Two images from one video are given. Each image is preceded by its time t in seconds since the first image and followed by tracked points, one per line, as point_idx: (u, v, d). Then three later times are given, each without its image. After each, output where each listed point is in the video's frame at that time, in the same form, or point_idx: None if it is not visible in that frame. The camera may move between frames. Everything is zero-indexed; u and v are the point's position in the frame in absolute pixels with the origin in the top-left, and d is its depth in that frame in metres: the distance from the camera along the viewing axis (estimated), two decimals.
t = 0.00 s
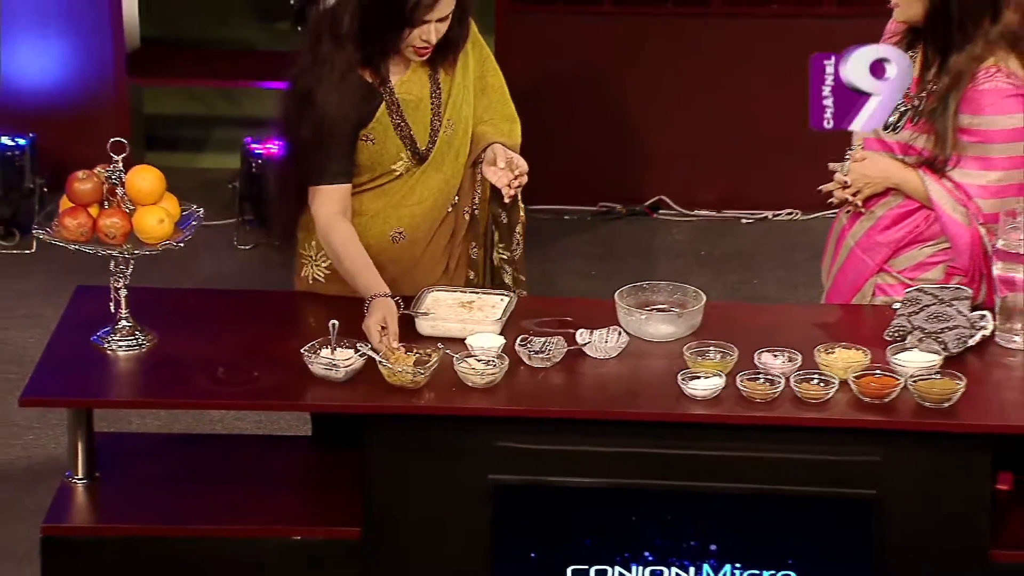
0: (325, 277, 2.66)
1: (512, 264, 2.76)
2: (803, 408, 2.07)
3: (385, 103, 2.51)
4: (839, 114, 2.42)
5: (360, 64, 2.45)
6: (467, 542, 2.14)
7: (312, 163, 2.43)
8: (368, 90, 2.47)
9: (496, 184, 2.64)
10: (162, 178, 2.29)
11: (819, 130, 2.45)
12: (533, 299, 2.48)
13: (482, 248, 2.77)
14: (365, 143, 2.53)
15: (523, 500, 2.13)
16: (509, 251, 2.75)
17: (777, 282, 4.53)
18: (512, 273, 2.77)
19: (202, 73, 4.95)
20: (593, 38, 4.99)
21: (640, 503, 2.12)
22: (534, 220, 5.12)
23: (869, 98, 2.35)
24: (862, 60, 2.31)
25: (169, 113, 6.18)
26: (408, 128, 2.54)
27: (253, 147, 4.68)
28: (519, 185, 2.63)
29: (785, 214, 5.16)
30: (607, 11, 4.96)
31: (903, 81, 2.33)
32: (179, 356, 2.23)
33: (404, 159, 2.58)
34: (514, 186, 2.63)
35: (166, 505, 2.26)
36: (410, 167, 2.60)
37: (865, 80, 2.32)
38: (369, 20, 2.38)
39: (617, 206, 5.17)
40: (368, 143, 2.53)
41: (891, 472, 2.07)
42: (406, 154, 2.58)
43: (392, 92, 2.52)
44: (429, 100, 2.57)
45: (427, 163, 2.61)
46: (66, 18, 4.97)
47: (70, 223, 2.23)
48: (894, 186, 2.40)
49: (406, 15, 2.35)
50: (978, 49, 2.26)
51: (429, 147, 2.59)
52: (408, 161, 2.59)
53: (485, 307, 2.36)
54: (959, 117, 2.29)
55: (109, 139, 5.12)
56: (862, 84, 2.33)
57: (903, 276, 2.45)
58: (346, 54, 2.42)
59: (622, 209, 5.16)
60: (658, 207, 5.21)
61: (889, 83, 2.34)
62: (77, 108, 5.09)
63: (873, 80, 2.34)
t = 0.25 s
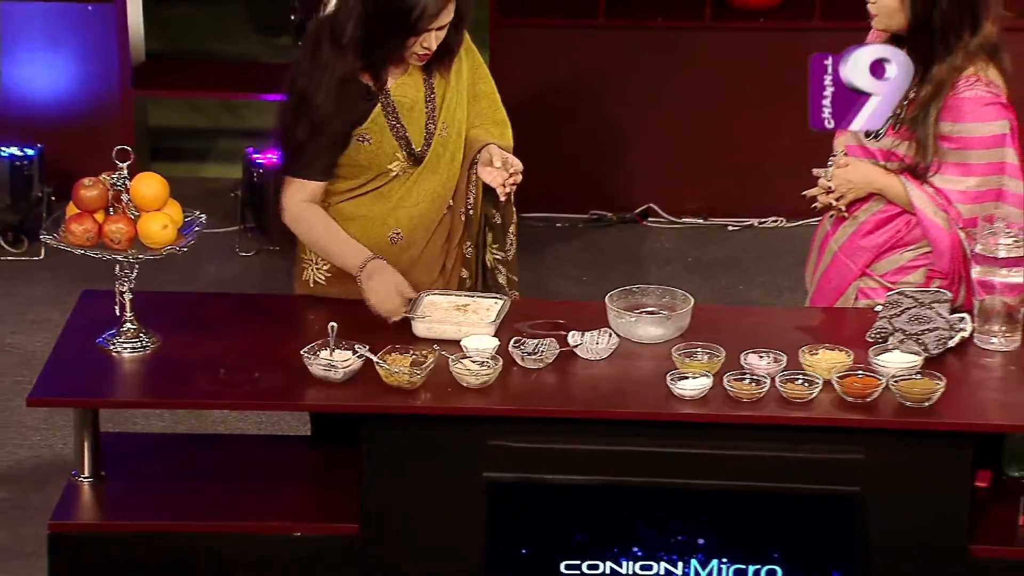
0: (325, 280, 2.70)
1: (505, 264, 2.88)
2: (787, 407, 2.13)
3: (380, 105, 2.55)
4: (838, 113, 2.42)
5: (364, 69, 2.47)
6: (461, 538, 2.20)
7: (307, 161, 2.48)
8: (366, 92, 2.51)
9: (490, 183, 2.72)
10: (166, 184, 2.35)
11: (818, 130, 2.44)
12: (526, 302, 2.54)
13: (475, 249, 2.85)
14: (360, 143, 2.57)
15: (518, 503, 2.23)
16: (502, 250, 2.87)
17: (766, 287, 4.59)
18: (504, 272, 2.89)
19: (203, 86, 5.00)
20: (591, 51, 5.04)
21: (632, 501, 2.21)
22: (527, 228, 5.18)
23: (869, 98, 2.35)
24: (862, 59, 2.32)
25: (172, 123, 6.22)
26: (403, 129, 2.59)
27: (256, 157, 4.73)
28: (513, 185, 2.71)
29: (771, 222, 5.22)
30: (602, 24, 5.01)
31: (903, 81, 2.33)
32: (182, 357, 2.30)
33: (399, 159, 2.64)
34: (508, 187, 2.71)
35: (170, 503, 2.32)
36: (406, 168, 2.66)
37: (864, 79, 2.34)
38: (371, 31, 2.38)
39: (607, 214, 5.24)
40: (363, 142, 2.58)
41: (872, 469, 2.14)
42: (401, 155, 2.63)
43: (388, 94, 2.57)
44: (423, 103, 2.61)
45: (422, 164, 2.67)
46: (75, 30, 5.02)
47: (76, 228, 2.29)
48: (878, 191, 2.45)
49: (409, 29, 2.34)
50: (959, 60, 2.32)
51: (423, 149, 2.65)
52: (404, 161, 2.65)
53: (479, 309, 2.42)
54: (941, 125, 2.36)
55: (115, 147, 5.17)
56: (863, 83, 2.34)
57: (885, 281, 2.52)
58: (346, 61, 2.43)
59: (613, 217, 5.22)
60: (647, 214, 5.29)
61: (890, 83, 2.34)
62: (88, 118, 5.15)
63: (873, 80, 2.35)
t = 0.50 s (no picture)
0: (324, 284, 2.79)
1: (492, 267, 2.90)
2: (774, 409, 2.18)
3: (375, 109, 2.61)
4: (838, 113, 2.38)
5: (360, 75, 2.53)
6: (457, 539, 2.27)
7: (303, 164, 2.55)
8: (361, 96, 2.57)
9: (482, 184, 2.79)
10: (169, 193, 2.42)
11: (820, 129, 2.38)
12: (520, 308, 2.60)
13: (466, 252, 2.89)
14: (355, 146, 2.63)
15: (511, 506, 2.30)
16: (492, 253, 2.89)
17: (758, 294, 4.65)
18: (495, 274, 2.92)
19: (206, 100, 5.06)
20: (589, 62, 5.09)
21: (624, 502, 2.28)
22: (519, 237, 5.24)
23: (871, 99, 2.37)
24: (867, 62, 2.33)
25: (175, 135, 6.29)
26: (396, 132, 2.65)
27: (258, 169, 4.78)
28: (503, 184, 2.78)
29: (756, 232, 5.29)
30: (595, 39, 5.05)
31: (902, 81, 2.38)
32: (185, 362, 2.36)
33: (393, 161, 2.70)
34: (498, 186, 2.78)
35: (174, 503, 2.39)
36: (400, 169, 2.72)
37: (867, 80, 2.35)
38: (367, 38, 2.45)
39: (597, 223, 5.29)
40: (358, 145, 2.63)
41: (856, 470, 2.20)
42: (394, 156, 2.69)
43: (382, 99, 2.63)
44: (415, 108, 2.67)
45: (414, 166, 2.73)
46: (83, 46, 5.08)
47: (82, 236, 2.36)
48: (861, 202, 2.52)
49: (403, 34, 2.41)
50: (939, 73, 2.39)
51: (416, 151, 2.71)
52: (397, 163, 2.71)
53: (473, 317, 2.48)
54: (924, 136, 2.43)
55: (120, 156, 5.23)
56: (867, 85, 2.35)
57: (869, 287, 2.58)
58: (342, 67, 2.51)
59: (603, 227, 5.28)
60: (636, 225, 5.32)
61: (889, 83, 2.37)
62: (95, 132, 5.21)
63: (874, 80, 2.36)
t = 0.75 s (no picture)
0: (327, 289, 2.86)
1: (481, 268, 2.93)
2: (761, 411, 2.26)
3: (374, 115, 2.66)
4: (837, 114, 2.39)
5: (358, 80, 2.59)
6: (453, 539, 2.34)
7: (303, 168, 2.61)
8: (361, 103, 2.63)
9: (476, 188, 2.85)
10: (174, 202, 2.49)
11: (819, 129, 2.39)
12: (515, 313, 2.68)
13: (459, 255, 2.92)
14: (356, 151, 2.68)
15: (506, 505, 2.39)
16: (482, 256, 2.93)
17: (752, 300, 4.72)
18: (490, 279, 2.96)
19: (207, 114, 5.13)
20: (581, 77, 5.16)
21: (617, 502, 2.37)
22: (514, 246, 5.31)
23: (871, 99, 2.38)
24: (865, 61, 2.34)
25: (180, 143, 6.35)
26: (395, 137, 2.71)
27: (258, 180, 4.90)
28: (497, 187, 2.84)
29: (743, 241, 5.36)
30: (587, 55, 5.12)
31: (902, 81, 2.39)
32: (189, 365, 2.43)
33: (392, 165, 2.76)
34: (493, 189, 2.84)
35: (179, 503, 2.46)
36: (400, 174, 2.78)
37: (866, 80, 2.36)
38: (368, 44, 2.49)
39: (590, 232, 5.36)
40: (358, 150, 2.69)
41: (841, 471, 2.27)
42: (393, 160, 2.75)
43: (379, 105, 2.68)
44: (412, 114, 2.74)
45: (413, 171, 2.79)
46: (91, 66, 5.15)
47: (90, 243, 2.44)
48: (843, 210, 2.59)
49: (403, 42, 2.45)
50: (918, 86, 2.48)
51: (414, 155, 2.77)
52: (397, 167, 2.77)
53: (468, 321, 2.56)
54: (905, 147, 2.50)
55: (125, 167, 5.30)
56: (867, 85, 2.36)
57: (852, 293, 2.66)
58: (342, 73, 2.55)
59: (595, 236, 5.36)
60: (628, 234, 5.40)
61: (888, 83, 2.38)
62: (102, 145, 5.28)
63: (873, 80, 2.37)
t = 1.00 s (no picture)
0: (331, 297, 2.94)
1: (475, 273, 3.01)
2: (747, 414, 2.34)
3: (374, 125, 2.72)
4: (836, 114, 2.49)
5: (358, 92, 2.64)
6: (450, 537, 2.42)
7: (305, 179, 2.67)
8: (362, 115, 2.68)
9: (473, 195, 2.92)
10: (180, 213, 2.58)
11: (819, 129, 2.48)
12: (509, 320, 2.76)
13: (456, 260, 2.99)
14: (357, 160, 2.74)
15: (499, 505, 2.46)
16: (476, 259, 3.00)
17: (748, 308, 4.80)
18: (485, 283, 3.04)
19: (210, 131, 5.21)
20: (577, 93, 5.21)
21: (610, 504, 2.44)
22: (508, 257, 5.38)
23: (870, 98, 2.47)
24: (864, 60, 2.44)
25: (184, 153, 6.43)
26: (395, 147, 2.77)
27: (263, 195, 4.96)
28: (494, 193, 2.92)
29: (729, 253, 5.43)
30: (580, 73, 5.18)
31: (901, 81, 2.48)
32: (195, 370, 2.52)
33: (393, 174, 2.81)
34: (490, 195, 2.92)
35: (186, 503, 2.54)
36: (400, 182, 2.83)
37: (866, 79, 2.45)
38: (368, 57, 2.56)
39: (581, 244, 5.44)
40: (359, 159, 2.74)
41: (823, 470, 2.34)
42: (394, 169, 2.80)
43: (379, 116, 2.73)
44: (410, 125, 2.79)
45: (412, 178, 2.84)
46: (101, 86, 5.25)
47: (99, 253, 2.53)
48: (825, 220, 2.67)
49: (402, 55, 2.51)
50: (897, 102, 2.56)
51: (413, 163, 2.82)
52: (397, 176, 2.82)
53: (465, 327, 2.64)
54: (883, 160, 2.58)
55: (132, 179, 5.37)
56: (867, 84, 2.45)
57: (834, 300, 2.74)
58: (343, 84, 2.61)
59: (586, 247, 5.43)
60: (618, 246, 5.47)
61: (888, 83, 2.47)
62: (109, 158, 5.38)
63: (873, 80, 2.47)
